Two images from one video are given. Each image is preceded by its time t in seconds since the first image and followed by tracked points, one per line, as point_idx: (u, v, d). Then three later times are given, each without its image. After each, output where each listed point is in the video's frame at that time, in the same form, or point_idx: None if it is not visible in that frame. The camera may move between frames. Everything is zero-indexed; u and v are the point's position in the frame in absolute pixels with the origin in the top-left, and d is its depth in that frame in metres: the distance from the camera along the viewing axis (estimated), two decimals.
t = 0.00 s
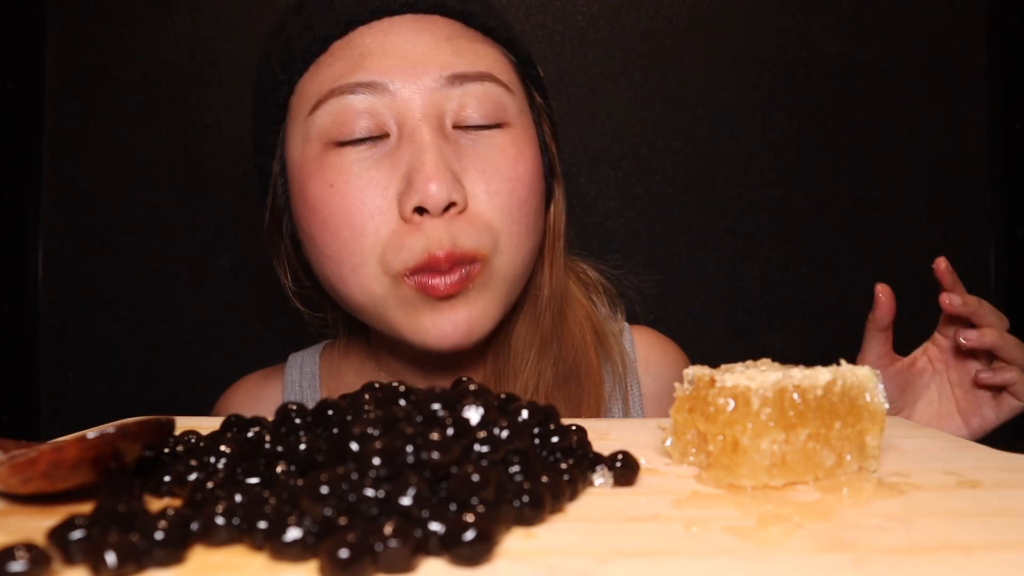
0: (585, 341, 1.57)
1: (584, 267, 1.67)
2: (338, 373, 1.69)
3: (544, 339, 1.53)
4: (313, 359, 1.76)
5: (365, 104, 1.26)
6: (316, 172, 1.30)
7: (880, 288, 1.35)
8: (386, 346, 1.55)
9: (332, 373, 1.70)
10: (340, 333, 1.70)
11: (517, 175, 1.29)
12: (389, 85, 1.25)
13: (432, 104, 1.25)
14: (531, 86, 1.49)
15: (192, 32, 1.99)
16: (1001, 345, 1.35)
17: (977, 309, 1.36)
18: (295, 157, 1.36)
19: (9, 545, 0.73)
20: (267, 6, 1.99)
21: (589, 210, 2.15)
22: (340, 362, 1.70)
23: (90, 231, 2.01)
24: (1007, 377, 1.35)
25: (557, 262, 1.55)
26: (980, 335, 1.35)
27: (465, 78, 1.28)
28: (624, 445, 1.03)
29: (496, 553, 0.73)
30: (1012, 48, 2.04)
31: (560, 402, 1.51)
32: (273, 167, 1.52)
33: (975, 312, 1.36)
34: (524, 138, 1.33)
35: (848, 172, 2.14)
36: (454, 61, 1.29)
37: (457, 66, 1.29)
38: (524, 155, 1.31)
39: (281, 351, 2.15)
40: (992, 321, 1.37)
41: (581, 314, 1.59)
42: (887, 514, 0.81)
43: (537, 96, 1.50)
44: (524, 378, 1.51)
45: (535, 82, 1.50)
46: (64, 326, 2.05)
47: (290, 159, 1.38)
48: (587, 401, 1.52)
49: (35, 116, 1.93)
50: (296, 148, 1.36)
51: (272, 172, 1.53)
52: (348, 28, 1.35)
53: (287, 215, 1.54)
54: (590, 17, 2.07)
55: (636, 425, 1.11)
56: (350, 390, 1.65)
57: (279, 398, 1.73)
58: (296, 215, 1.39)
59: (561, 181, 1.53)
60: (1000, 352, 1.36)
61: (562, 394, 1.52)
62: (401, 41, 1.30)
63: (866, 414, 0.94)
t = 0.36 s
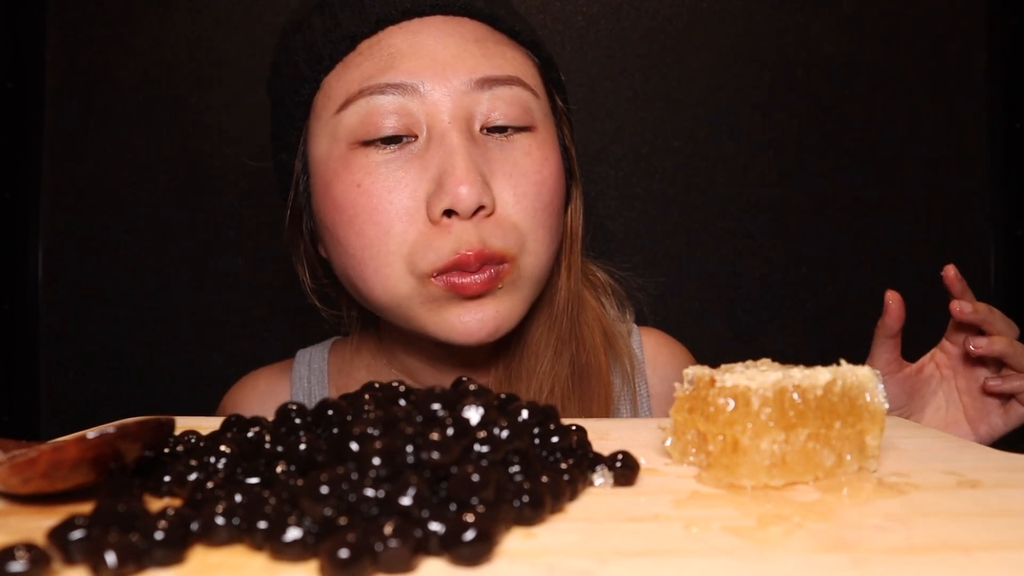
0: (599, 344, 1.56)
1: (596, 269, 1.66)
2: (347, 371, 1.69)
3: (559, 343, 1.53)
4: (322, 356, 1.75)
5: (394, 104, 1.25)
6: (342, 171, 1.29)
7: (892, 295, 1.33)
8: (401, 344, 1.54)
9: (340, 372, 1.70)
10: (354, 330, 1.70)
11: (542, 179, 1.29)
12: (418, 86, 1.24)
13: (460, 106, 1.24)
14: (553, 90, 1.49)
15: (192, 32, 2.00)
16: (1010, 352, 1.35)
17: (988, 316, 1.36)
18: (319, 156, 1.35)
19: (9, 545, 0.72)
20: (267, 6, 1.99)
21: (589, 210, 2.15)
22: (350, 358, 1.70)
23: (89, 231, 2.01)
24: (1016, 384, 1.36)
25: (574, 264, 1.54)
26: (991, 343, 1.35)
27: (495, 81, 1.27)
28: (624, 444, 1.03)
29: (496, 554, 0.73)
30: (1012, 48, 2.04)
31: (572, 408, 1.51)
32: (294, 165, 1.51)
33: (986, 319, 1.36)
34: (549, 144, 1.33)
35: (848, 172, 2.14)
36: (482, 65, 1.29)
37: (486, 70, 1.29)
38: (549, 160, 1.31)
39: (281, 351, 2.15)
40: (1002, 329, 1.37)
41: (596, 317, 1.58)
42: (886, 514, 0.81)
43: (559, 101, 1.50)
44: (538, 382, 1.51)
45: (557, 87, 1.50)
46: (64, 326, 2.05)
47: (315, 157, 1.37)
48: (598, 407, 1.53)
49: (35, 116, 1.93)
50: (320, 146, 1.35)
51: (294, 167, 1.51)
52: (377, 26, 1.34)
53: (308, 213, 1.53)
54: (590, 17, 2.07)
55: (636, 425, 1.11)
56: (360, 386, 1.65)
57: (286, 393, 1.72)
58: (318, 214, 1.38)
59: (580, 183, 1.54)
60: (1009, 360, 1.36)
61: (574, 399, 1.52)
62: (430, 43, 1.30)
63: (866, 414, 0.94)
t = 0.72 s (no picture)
0: (605, 344, 1.56)
1: (602, 271, 1.66)
2: (352, 369, 1.69)
3: (566, 343, 1.52)
4: (327, 354, 1.75)
5: (408, 103, 1.25)
6: (356, 169, 1.29)
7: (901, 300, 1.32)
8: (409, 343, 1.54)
9: (346, 370, 1.70)
10: (359, 327, 1.70)
11: (554, 180, 1.29)
12: (433, 85, 1.24)
13: (474, 106, 1.24)
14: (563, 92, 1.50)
15: (192, 32, 2.00)
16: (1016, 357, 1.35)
17: (995, 321, 1.36)
18: (332, 155, 1.35)
19: (9, 545, 0.72)
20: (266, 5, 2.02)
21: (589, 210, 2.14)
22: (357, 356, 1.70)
23: (89, 231, 2.01)
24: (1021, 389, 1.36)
25: (583, 264, 1.54)
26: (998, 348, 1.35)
27: (508, 82, 1.27)
28: (624, 445, 1.03)
29: (496, 553, 0.73)
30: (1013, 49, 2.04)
31: (577, 407, 1.51)
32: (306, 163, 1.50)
33: (993, 325, 1.35)
34: (561, 145, 1.33)
35: (848, 171, 2.14)
36: (496, 65, 1.29)
37: (499, 70, 1.29)
38: (561, 160, 1.31)
39: (280, 352, 2.15)
40: (1009, 333, 1.37)
41: (603, 317, 1.58)
42: (886, 514, 0.81)
43: (569, 103, 1.51)
44: (545, 381, 1.51)
45: (568, 89, 1.51)
46: (65, 325, 2.05)
47: (328, 156, 1.37)
48: (603, 407, 1.53)
49: (35, 116, 1.93)
50: (334, 145, 1.35)
51: (305, 165, 1.51)
52: (391, 25, 1.34)
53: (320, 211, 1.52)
54: (589, 18, 2.07)
55: (636, 425, 1.11)
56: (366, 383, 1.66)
57: (290, 390, 1.71)
58: (330, 212, 1.38)
59: (590, 184, 1.54)
60: (1015, 366, 1.36)
61: (580, 399, 1.52)
62: (444, 43, 1.30)
63: (866, 414, 0.94)
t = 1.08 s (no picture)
0: (611, 343, 1.57)
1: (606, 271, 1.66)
2: (356, 367, 1.69)
3: (573, 339, 1.53)
4: (331, 351, 1.75)
5: (421, 102, 1.25)
6: (368, 167, 1.29)
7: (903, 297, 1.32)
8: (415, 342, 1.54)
9: (349, 368, 1.70)
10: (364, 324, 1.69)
11: (564, 180, 1.29)
12: (446, 84, 1.24)
13: (486, 106, 1.24)
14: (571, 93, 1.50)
15: (192, 32, 2.00)
16: (1017, 355, 1.35)
17: (995, 318, 1.36)
18: (343, 152, 1.35)
19: (9, 545, 0.73)
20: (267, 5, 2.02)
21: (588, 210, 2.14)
22: (361, 353, 1.70)
23: (89, 231, 2.01)
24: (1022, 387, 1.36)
25: (589, 261, 1.55)
26: (999, 345, 1.34)
27: (520, 82, 1.28)
28: (624, 445, 1.03)
29: (496, 553, 0.73)
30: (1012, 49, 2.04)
31: (583, 405, 1.51)
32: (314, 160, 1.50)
33: (994, 322, 1.35)
34: (570, 146, 1.33)
35: (848, 172, 2.14)
36: (508, 66, 1.29)
37: (511, 71, 1.29)
38: (570, 161, 1.32)
39: (280, 352, 2.14)
40: (1009, 331, 1.37)
41: (608, 316, 1.59)
42: (886, 514, 0.81)
43: (576, 104, 1.52)
44: (551, 378, 1.51)
45: (575, 90, 1.51)
46: (65, 325, 2.05)
47: (338, 154, 1.37)
48: (608, 406, 1.53)
49: (34, 115, 1.93)
50: (345, 142, 1.35)
51: (314, 163, 1.50)
52: (404, 24, 1.34)
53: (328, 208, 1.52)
54: (589, 17, 2.07)
55: (636, 425, 1.11)
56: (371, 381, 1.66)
57: (294, 389, 1.71)
58: (340, 209, 1.37)
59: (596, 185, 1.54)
60: (1015, 363, 1.36)
61: (585, 398, 1.52)
62: (456, 43, 1.30)
63: (866, 414, 0.94)
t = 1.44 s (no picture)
0: (614, 344, 1.57)
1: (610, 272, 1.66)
2: (358, 365, 1.69)
3: (576, 338, 1.53)
4: (335, 349, 1.75)
5: (422, 102, 1.25)
6: (369, 165, 1.29)
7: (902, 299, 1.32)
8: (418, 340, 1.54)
9: (352, 366, 1.70)
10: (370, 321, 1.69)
11: (564, 179, 1.28)
12: (447, 84, 1.24)
13: (487, 105, 1.24)
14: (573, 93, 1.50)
15: (193, 32, 2.00)
16: (1017, 357, 1.35)
17: (995, 322, 1.36)
18: (346, 151, 1.35)
19: (9, 545, 0.72)
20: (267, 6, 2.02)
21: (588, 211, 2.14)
22: (365, 351, 1.70)
23: (89, 231, 2.01)
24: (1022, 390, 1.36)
25: (592, 260, 1.55)
26: (1000, 348, 1.34)
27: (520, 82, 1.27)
28: (624, 445, 1.03)
29: (496, 553, 0.73)
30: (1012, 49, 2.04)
31: (587, 406, 1.52)
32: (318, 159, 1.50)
33: (994, 325, 1.36)
34: (571, 145, 1.33)
35: (848, 171, 2.14)
36: (508, 65, 1.29)
37: (512, 70, 1.29)
38: (571, 160, 1.31)
39: (279, 352, 2.14)
40: (1009, 334, 1.37)
41: (611, 315, 1.59)
42: (887, 514, 0.81)
43: (579, 104, 1.52)
44: (555, 377, 1.51)
45: (578, 90, 1.51)
46: (65, 325, 2.05)
47: (341, 153, 1.37)
48: (611, 406, 1.53)
49: (34, 115, 1.93)
50: (348, 141, 1.35)
51: (318, 161, 1.50)
52: (406, 24, 1.34)
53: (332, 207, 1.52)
54: (589, 18, 2.07)
55: (636, 425, 1.11)
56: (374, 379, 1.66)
57: (298, 387, 1.71)
58: (343, 207, 1.38)
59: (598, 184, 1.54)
60: (1015, 365, 1.36)
61: (588, 398, 1.52)
62: (457, 42, 1.30)
63: (866, 414, 0.94)
